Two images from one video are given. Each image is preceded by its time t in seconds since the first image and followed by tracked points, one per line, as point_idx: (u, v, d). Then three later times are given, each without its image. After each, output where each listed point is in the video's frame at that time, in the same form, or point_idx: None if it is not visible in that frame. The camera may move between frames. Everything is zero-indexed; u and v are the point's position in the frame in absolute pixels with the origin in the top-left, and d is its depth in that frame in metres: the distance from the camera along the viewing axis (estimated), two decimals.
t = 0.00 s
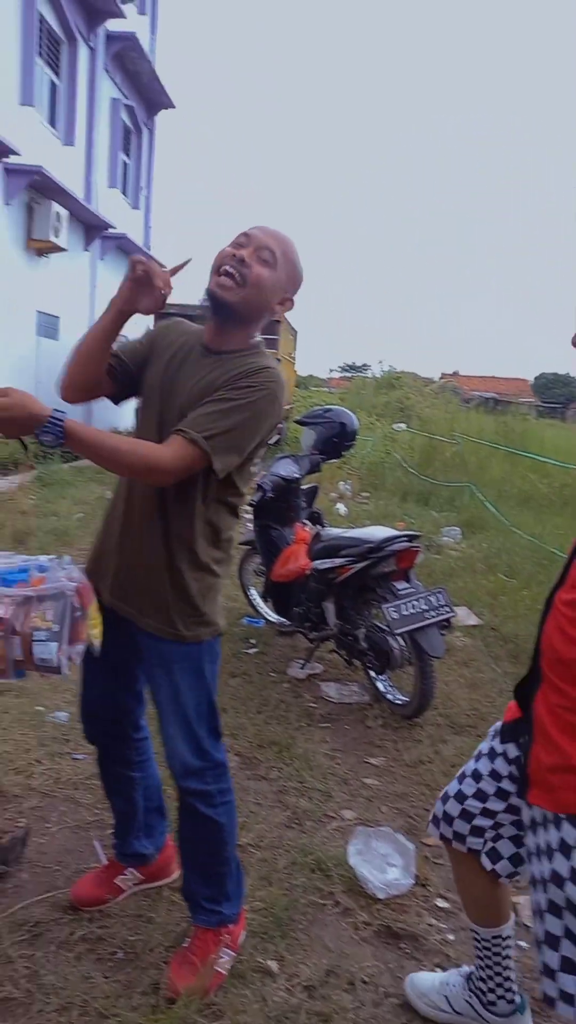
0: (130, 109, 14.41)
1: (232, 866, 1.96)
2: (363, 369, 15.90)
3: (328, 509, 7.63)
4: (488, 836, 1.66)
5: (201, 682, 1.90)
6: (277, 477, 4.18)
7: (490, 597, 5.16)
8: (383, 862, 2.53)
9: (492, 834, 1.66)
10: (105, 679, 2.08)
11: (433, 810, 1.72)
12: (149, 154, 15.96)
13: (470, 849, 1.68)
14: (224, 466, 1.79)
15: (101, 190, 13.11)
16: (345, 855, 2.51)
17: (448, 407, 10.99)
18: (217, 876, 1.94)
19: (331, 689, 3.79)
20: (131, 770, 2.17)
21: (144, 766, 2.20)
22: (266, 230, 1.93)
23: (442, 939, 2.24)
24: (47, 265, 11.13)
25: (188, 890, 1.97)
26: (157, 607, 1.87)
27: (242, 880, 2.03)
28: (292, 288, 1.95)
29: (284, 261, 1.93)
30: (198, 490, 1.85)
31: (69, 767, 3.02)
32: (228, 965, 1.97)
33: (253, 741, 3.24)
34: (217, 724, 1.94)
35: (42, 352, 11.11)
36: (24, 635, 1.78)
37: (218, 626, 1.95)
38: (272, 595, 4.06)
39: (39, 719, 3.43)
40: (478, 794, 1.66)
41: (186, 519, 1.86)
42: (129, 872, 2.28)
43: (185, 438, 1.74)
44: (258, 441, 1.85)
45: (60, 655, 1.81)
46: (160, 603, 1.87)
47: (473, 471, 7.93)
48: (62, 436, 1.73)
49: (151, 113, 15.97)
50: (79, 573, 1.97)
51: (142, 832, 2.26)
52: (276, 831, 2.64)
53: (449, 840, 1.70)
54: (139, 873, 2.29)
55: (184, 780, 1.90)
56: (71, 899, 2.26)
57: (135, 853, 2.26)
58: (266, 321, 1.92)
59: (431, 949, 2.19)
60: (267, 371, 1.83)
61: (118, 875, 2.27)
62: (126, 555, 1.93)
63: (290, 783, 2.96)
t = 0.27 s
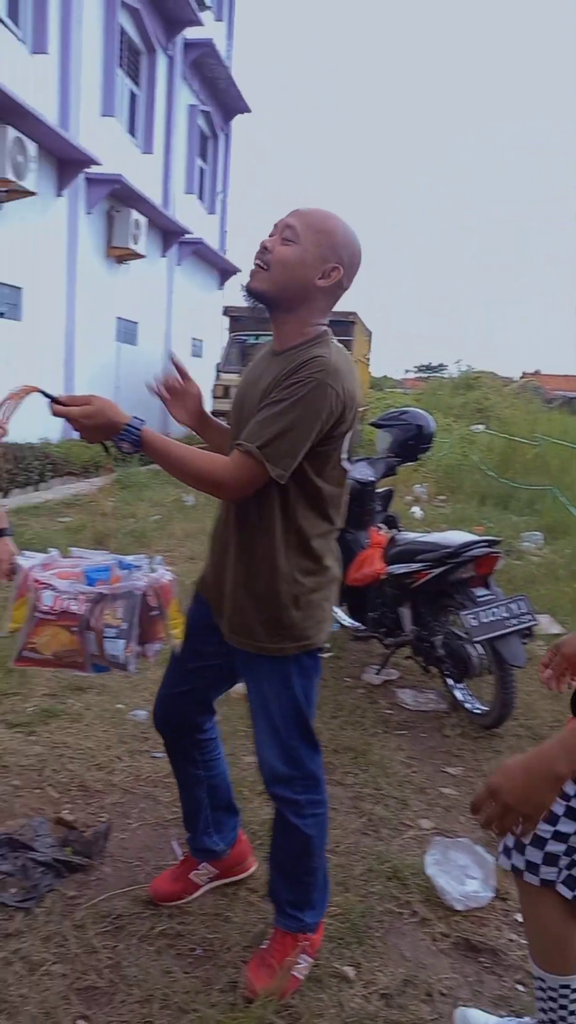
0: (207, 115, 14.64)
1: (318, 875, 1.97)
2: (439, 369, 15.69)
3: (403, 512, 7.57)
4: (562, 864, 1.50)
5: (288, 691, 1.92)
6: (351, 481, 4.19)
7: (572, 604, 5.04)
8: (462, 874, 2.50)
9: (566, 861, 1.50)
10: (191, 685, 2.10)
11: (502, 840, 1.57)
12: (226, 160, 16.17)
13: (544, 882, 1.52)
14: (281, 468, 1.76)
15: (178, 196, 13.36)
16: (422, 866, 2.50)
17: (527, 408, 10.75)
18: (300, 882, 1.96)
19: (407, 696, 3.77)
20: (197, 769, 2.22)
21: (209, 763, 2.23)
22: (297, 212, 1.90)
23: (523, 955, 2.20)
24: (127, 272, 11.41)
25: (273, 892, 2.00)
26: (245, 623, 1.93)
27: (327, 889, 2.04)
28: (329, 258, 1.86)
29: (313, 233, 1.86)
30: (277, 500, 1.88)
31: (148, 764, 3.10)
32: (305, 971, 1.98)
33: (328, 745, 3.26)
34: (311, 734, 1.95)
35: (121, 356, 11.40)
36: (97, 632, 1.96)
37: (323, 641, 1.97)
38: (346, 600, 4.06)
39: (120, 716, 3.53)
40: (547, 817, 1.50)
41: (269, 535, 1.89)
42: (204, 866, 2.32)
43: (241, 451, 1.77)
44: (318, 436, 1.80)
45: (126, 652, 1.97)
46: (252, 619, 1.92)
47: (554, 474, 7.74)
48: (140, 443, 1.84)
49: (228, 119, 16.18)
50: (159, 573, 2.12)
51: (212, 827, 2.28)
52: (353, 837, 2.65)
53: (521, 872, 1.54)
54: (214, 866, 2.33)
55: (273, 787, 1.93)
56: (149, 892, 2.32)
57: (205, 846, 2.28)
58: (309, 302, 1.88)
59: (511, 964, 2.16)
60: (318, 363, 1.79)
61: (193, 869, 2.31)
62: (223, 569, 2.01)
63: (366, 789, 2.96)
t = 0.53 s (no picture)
0: (278, 116, 14.72)
1: (383, 878, 1.96)
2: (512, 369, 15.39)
3: (473, 514, 7.46)
4: None
5: (348, 691, 1.93)
6: (421, 482, 4.14)
7: None
8: (534, 887, 2.45)
9: None
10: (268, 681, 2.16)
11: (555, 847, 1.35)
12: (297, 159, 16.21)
13: None
14: (337, 479, 1.76)
15: (250, 198, 13.47)
16: (493, 877, 2.46)
17: None
18: (364, 882, 1.96)
19: (477, 703, 3.72)
20: (279, 771, 2.23)
21: (290, 769, 2.24)
22: (326, 214, 1.89)
23: None
24: (199, 273, 11.56)
25: (339, 894, 2.00)
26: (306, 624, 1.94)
27: (395, 895, 2.03)
28: (362, 257, 1.85)
29: (341, 236, 1.85)
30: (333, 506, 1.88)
31: (216, 761, 3.14)
32: (372, 975, 1.98)
33: (396, 749, 3.24)
34: (373, 735, 1.95)
35: (192, 357, 11.56)
36: (162, 628, 1.98)
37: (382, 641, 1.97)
38: (415, 602, 4.03)
39: (189, 712, 3.59)
40: None
41: (327, 537, 1.90)
42: (257, 868, 2.33)
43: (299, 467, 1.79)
44: (371, 439, 1.78)
45: (185, 649, 1.99)
46: (316, 623, 1.92)
47: None
48: (218, 450, 1.86)
49: (300, 119, 16.22)
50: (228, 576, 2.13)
51: (275, 835, 2.30)
52: (421, 843, 2.63)
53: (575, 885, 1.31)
54: (267, 874, 2.34)
55: (334, 784, 1.94)
56: (200, 884, 2.36)
57: (266, 853, 2.30)
58: (350, 306, 1.88)
59: None
60: (361, 367, 1.76)
61: (246, 869, 2.33)
62: (286, 574, 2.03)
63: (435, 795, 2.93)
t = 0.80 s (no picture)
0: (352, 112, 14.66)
1: (451, 878, 1.97)
2: None
3: (550, 516, 7.32)
4: None
5: (417, 688, 1.93)
6: (497, 482, 4.12)
7: None
8: None
9: None
10: (337, 677, 2.19)
11: None
12: (371, 155, 16.13)
13: None
14: (415, 479, 1.79)
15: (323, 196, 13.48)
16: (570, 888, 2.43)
17: None
18: (433, 882, 1.97)
19: (553, 709, 3.66)
20: (346, 765, 2.27)
21: (358, 763, 2.27)
22: (373, 220, 1.91)
23: None
24: (272, 273, 11.65)
25: (408, 897, 2.00)
26: (373, 621, 1.96)
27: (463, 896, 2.03)
28: (419, 258, 1.87)
29: (398, 240, 1.86)
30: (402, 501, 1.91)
31: (289, 759, 3.18)
32: (446, 978, 1.99)
33: (470, 754, 3.23)
34: (438, 731, 1.95)
35: (264, 357, 11.65)
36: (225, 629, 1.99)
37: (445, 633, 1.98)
38: (489, 606, 4.01)
39: (262, 710, 3.64)
40: None
41: (391, 536, 1.93)
42: (330, 869, 2.36)
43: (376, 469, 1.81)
44: (443, 438, 1.82)
45: (238, 655, 1.97)
46: (384, 621, 1.94)
47: None
48: (305, 453, 1.82)
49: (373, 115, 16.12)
50: (304, 582, 2.05)
51: (348, 834, 2.32)
52: (496, 850, 2.62)
53: None
54: (342, 873, 2.37)
55: (402, 780, 1.95)
56: (274, 881, 2.40)
57: (339, 851, 2.33)
58: (407, 311, 1.89)
59: None
60: (431, 368, 1.80)
61: (319, 870, 2.37)
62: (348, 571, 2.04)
63: (510, 802, 2.91)
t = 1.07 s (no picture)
0: (408, 102, 14.48)
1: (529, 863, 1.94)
2: None
3: None
4: None
5: (493, 674, 1.89)
6: (563, 474, 4.03)
7: None
8: None
9: None
10: (397, 666, 2.14)
11: None
12: (428, 144, 15.91)
13: None
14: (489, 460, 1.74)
15: (378, 188, 13.36)
16: None
17: None
18: (510, 870, 1.94)
19: None
20: (410, 760, 2.23)
21: (422, 757, 2.24)
22: (413, 211, 1.84)
23: None
24: (327, 267, 11.60)
25: (484, 890, 1.98)
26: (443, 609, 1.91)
27: (536, 881, 2.00)
28: (464, 244, 1.82)
29: (443, 226, 1.81)
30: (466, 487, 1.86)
31: (351, 754, 3.16)
32: (532, 960, 1.97)
33: (538, 751, 3.15)
34: (510, 717, 1.93)
35: (321, 352, 11.62)
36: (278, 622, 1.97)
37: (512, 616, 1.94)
38: (556, 601, 3.92)
39: (323, 704, 3.62)
40: None
41: (459, 524, 1.88)
42: (395, 866, 2.33)
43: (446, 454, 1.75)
44: (511, 416, 1.77)
45: (285, 648, 1.94)
46: (455, 607, 1.89)
47: None
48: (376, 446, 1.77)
49: (429, 104, 15.90)
50: (364, 584, 1.95)
51: (413, 831, 2.28)
52: (567, 849, 2.55)
53: None
54: (407, 871, 2.33)
55: (476, 772, 1.91)
56: (337, 876, 2.38)
57: (404, 849, 2.30)
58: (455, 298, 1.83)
59: None
60: (493, 346, 1.75)
61: (384, 866, 2.34)
62: (407, 559, 2.00)
63: None
